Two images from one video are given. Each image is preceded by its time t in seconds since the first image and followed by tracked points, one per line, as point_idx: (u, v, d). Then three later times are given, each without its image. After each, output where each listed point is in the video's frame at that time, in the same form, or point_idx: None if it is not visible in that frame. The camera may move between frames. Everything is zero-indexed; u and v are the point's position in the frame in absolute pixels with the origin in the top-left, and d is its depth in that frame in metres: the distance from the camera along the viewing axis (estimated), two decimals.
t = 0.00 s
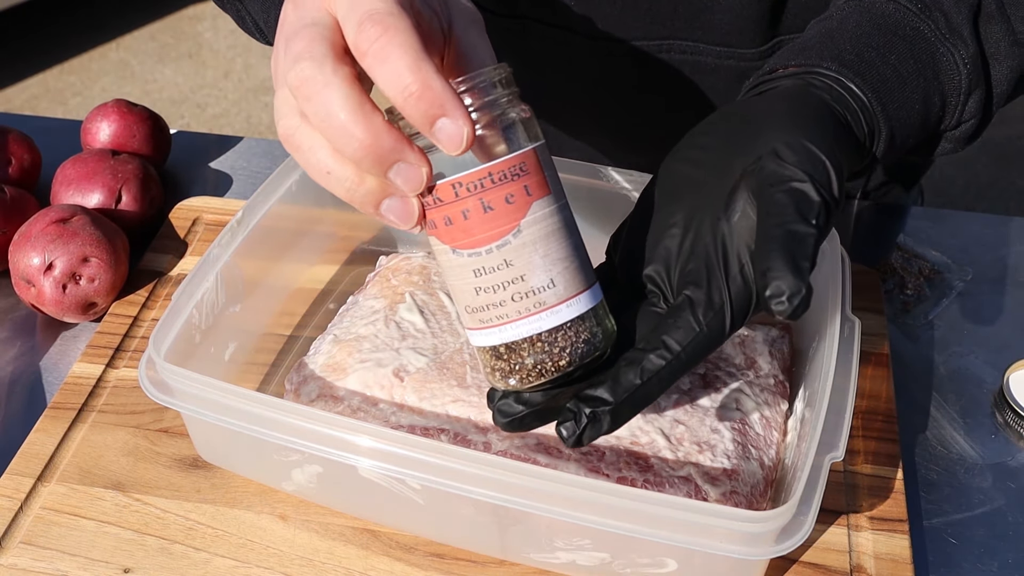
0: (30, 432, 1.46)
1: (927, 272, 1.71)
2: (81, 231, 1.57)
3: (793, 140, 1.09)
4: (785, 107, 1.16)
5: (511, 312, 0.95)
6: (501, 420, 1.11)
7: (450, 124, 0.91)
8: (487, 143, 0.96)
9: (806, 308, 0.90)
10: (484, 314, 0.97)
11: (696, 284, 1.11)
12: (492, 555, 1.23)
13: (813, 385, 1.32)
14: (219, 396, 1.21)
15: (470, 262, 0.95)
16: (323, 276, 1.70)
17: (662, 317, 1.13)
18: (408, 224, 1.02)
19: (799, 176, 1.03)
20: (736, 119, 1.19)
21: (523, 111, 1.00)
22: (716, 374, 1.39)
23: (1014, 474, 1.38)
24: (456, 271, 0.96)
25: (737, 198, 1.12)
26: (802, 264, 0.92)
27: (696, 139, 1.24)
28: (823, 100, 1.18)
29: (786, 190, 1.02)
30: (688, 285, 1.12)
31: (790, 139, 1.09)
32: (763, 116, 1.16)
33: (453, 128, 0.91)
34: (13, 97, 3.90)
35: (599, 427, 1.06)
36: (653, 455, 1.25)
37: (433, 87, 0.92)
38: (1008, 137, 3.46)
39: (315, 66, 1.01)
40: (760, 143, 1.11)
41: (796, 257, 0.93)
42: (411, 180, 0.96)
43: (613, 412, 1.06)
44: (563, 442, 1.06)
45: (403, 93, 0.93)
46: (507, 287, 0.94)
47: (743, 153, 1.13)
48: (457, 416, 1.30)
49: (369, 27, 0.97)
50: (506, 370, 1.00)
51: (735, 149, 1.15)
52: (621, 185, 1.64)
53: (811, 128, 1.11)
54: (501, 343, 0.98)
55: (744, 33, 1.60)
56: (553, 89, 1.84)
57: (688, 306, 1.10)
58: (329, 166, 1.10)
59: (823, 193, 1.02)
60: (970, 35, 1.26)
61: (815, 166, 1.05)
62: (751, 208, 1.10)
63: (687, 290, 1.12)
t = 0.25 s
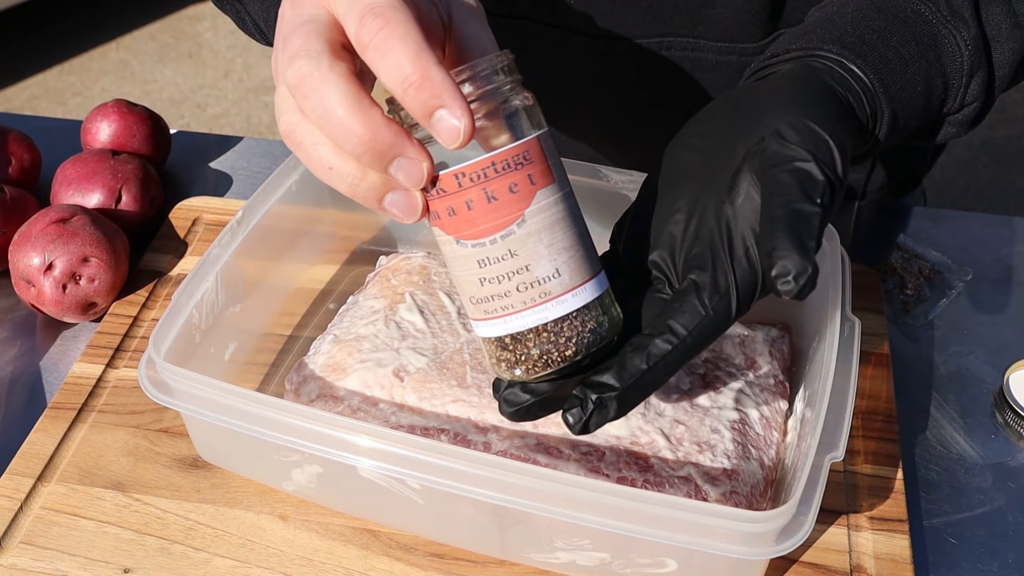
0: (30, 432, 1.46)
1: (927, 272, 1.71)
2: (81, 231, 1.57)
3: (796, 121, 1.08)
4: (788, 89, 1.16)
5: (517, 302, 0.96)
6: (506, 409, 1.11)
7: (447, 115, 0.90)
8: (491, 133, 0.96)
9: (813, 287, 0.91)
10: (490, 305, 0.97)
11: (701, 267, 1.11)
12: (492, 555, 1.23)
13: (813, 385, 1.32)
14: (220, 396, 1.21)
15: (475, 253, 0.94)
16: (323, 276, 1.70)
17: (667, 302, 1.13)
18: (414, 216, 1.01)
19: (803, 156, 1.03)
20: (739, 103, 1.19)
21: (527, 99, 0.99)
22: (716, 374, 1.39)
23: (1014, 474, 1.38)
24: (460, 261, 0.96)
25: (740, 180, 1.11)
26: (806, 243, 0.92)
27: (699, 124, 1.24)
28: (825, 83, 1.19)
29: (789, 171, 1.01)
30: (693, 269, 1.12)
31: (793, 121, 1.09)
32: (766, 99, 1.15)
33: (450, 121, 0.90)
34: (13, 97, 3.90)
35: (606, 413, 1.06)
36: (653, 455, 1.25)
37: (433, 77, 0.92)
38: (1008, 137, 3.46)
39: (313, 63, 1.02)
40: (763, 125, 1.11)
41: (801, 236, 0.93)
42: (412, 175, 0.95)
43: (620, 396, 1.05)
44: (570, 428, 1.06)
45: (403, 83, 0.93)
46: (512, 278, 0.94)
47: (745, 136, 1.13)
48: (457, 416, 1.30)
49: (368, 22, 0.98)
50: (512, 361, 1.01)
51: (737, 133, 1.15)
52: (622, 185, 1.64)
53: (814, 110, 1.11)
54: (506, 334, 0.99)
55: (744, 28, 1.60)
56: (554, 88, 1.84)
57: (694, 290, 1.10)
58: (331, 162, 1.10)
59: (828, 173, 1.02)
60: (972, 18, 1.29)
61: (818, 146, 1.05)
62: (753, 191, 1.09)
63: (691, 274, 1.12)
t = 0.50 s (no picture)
0: (30, 433, 1.46)
1: (927, 272, 1.71)
2: (81, 231, 1.57)
3: (786, 124, 1.08)
4: (778, 91, 1.15)
5: (510, 308, 0.96)
6: (498, 411, 1.12)
7: (426, 131, 0.90)
8: (486, 140, 0.95)
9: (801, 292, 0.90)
10: (483, 310, 0.97)
11: (692, 270, 1.11)
12: (492, 556, 1.23)
13: (813, 385, 1.32)
14: (219, 396, 1.21)
15: (469, 258, 0.94)
16: (322, 276, 1.70)
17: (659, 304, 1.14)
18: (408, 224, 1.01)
19: (792, 159, 1.02)
20: (729, 104, 1.18)
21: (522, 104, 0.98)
22: (716, 374, 1.39)
23: (1014, 475, 1.38)
24: (454, 266, 0.96)
25: (730, 182, 1.11)
26: (794, 248, 0.91)
27: (689, 125, 1.23)
28: (816, 84, 1.18)
29: (779, 174, 1.01)
30: (684, 271, 1.12)
31: (783, 124, 1.08)
32: (756, 100, 1.15)
33: (430, 137, 0.90)
34: (13, 97, 3.90)
35: (598, 416, 1.06)
36: (653, 455, 1.25)
37: (409, 91, 0.92)
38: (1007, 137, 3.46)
39: (305, 70, 1.02)
40: (753, 127, 1.10)
41: (789, 241, 0.92)
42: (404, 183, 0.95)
43: (610, 400, 1.06)
44: (560, 430, 1.07)
45: (382, 100, 0.94)
46: (506, 284, 0.94)
47: (735, 137, 1.12)
48: (457, 417, 1.30)
49: (356, 31, 0.98)
50: (504, 365, 1.02)
51: (727, 134, 1.14)
52: (621, 185, 1.64)
53: (804, 112, 1.10)
54: (500, 339, 0.99)
55: (743, 26, 1.61)
56: (551, 89, 1.84)
57: (685, 292, 1.10)
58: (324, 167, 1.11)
59: (817, 176, 1.01)
60: (962, 18, 1.29)
61: (808, 149, 1.04)
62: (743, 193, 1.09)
63: (683, 276, 1.12)
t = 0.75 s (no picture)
0: (29, 433, 1.46)
1: (927, 272, 1.71)
2: (81, 231, 1.57)
3: (791, 122, 1.08)
4: (782, 89, 1.15)
5: (518, 305, 0.96)
6: (503, 408, 1.11)
7: (441, 129, 0.90)
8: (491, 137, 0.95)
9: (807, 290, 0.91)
10: (490, 306, 0.97)
11: (697, 269, 1.11)
12: (492, 556, 1.23)
13: (813, 385, 1.32)
14: (219, 396, 1.21)
15: (477, 255, 0.94)
16: (322, 276, 1.70)
17: (665, 302, 1.14)
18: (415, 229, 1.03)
19: (798, 158, 1.03)
20: (733, 102, 1.19)
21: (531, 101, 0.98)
22: (716, 374, 1.39)
23: (1014, 475, 1.38)
24: (461, 263, 0.96)
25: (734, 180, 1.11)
26: (801, 246, 0.92)
27: (693, 124, 1.23)
28: (820, 82, 1.18)
29: (784, 173, 1.01)
30: (689, 269, 1.13)
31: (788, 122, 1.08)
32: (760, 99, 1.15)
33: (444, 135, 0.90)
34: (13, 97, 3.90)
35: (604, 413, 1.06)
36: (653, 455, 1.25)
37: (427, 90, 0.92)
38: (1007, 138, 3.45)
39: (308, 80, 1.02)
40: (757, 126, 1.11)
41: (795, 240, 0.93)
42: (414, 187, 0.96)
43: (616, 397, 1.06)
44: (567, 428, 1.07)
45: (397, 98, 0.94)
46: (514, 281, 0.94)
47: (740, 136, 1.12)
48: (457, 417, 1.30)
49: (366, 34, 0.99)
50: (510, 361, 1.02)
51: (731, 134, 1.15)
52: (621, 185, 1.64)
53: (809, 109, 1.10)
54: (506, 336, 0.99)
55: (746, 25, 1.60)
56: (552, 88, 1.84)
57: (690, 291, 1.11)
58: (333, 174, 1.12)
59: (823, 176, 1.01)
60: (964, 16, 1.28)
61: (812, 147, 1.05)
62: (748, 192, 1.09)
63: (687, 274, 1.13)
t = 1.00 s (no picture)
0: (29, 433, 1.46)
1: (927, 273, 1.70)
2: (81, 232, 1.57)
3: (775, 107, 1.07)
4: (770, 73, 1.14)
5: (499, 274, 0.96)
6: (476, 369, 1.13)
7: (441, 171, 0.92)
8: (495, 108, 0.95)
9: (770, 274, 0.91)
10: (472, 271, 0.98)
11: (670, 243, 1.11)
12: (492, 556, 1.23)
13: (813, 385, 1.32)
14: (219, 396, 1.21)
15: (468, 220, 0.95)
16: (322, 276, 1.70)
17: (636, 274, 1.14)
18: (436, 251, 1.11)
19: (775, 143, 1.02)
20: (722, 86, 1.18)
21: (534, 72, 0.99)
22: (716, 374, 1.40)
23: (1014, 475, 1.38)
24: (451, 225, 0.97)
25: (715, 161, 1.11)
26: (768, 232, 0.92)
27: (682, 105, 1.23)
28: (807, 68, 1.17)
29: (761, 157, 1.01)
30: (662, 243, 1.13)
31: (771, 107, 1.07)
32: (747, 82, 1.14)
33: (444, 175, 0.92)
34: (13, 97, 3.90)
35: (565, 379, 1.08)
36: (653, 455, 1.25)
37: (420, 139, 0.95)
38: (1007, 137, 3.45)
39: (326, 131, 1.09)
40: (742, 109, 1.10)
41: (762, 225, 0.92)
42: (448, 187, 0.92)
43: (578, 363, 1.07)
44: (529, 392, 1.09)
45: (393, 146, 0.98)
46: (499, 249, 0.95)
47: (725, 119, 1.12)
48: (457, 417, 1.30)
49: (354, 88, 1.03)
50: (487, 326, 1.02)
51: (717, 116, 1.14)
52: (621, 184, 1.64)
53: (793, 95, 1.09)
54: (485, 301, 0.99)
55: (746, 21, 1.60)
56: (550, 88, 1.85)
57: (660, 263, 1.11)
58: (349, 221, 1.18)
59: (798, 163, 1.01)
60: (955, 9, 1.30)
61: (794, 135, 1.04)
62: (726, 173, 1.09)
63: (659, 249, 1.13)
